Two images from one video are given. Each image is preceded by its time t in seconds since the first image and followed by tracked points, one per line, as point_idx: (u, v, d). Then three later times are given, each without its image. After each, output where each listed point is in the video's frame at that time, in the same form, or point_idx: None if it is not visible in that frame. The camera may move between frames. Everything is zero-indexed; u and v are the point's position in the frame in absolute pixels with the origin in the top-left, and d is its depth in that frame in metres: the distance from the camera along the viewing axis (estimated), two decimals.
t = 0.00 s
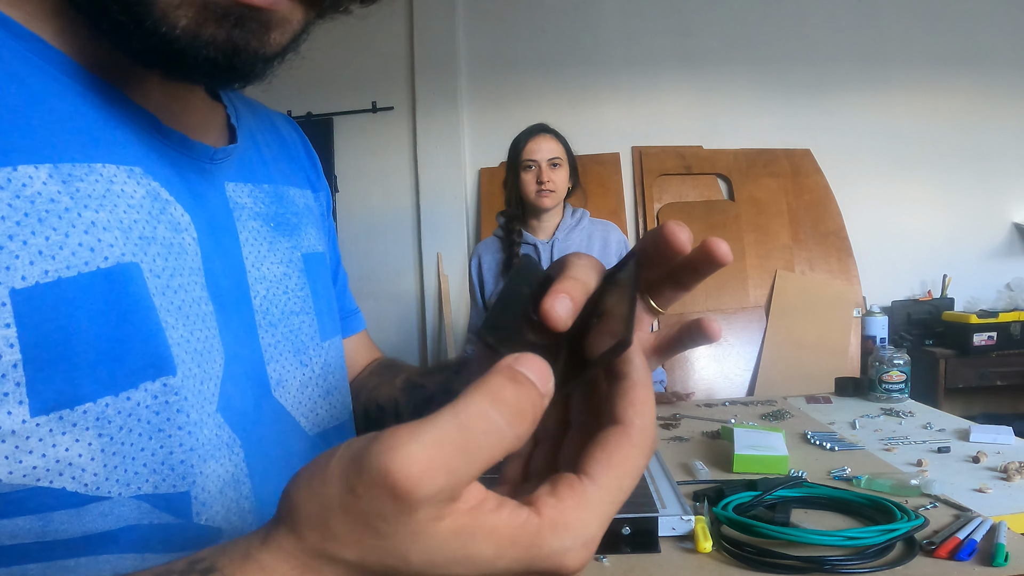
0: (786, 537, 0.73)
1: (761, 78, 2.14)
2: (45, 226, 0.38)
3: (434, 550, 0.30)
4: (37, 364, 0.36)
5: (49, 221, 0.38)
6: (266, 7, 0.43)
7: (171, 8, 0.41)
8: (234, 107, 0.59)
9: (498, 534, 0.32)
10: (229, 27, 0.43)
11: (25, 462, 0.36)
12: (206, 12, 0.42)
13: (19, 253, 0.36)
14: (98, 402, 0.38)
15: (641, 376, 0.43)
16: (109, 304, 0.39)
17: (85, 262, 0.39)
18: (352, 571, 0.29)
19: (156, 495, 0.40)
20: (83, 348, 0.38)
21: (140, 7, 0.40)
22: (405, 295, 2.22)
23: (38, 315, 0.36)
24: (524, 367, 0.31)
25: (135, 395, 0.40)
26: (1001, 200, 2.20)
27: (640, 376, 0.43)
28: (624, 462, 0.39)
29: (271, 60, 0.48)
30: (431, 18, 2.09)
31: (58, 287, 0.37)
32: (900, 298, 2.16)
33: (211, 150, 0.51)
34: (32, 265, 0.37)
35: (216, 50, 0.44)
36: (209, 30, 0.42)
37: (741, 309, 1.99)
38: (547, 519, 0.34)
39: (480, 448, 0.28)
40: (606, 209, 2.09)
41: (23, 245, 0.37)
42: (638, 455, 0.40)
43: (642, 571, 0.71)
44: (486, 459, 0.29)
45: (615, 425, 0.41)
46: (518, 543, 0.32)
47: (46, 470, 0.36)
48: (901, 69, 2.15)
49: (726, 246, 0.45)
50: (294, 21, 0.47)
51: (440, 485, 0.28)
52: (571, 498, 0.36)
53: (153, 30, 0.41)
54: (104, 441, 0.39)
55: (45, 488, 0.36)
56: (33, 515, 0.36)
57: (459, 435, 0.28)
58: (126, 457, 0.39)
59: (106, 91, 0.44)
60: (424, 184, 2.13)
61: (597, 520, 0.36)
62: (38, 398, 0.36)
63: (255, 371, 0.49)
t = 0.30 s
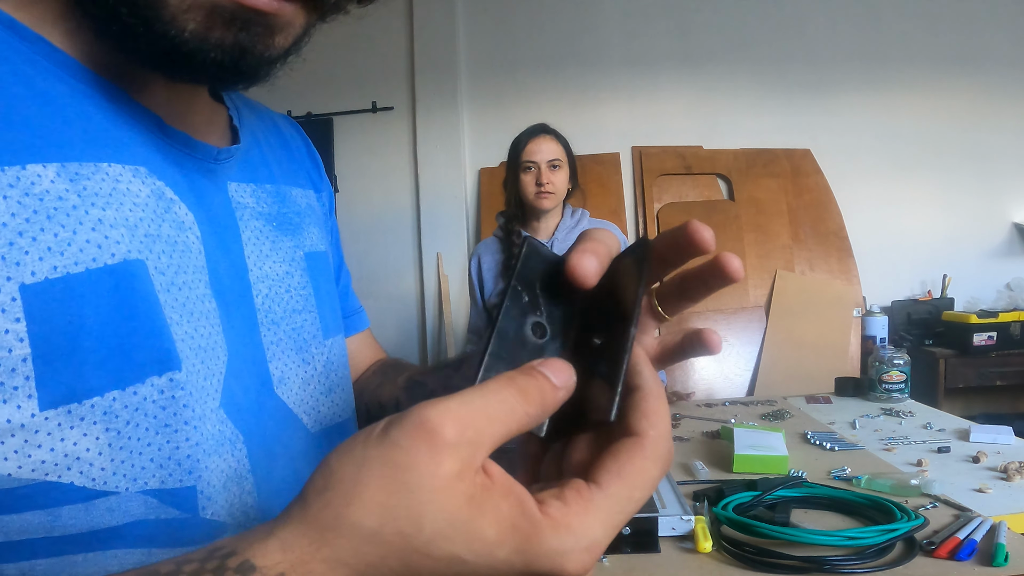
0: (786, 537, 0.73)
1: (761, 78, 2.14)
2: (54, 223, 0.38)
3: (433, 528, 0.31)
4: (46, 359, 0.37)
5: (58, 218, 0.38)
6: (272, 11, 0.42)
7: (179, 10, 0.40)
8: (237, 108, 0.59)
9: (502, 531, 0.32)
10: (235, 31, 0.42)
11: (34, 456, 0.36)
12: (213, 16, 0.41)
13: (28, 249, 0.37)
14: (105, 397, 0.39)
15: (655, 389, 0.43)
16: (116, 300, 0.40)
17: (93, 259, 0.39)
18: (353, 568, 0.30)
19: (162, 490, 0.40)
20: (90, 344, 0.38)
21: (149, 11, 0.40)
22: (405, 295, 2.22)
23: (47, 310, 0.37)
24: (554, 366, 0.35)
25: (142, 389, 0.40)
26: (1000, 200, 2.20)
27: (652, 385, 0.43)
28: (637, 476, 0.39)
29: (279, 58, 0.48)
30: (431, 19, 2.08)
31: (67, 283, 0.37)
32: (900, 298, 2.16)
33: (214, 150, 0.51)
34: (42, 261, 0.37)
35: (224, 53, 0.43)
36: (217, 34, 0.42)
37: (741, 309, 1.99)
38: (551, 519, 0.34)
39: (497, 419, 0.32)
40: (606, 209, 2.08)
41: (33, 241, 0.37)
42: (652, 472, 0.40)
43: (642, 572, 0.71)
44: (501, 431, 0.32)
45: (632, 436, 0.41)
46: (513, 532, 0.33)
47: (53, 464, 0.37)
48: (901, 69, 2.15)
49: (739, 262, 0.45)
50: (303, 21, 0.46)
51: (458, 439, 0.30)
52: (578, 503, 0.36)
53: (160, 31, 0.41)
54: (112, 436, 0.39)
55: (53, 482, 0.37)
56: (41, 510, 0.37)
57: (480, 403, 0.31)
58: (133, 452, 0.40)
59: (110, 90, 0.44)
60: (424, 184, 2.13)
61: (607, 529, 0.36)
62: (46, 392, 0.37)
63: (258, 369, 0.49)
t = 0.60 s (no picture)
0: (786, 537, 0.73)
1: (761, 78, 2.14)
2: (65, 223, 0.38)
3: (459, 537, 0.32)
4: (57, 357, 0.37)
5: (69, 217, 0.38)
6: (298, 14, 0.43)
7: (212, 16, 0.41)
8: (241, 108, 0.59)
9: (502, 527, 0.33)
10: (267, 34, 0.43)
11: (46, 454, 0.36)
12: (244, 20, 0.42)
13: (41, 248, 0.37)
14: (115, 395, 0.39)
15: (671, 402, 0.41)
16: (126, 298, 0.39)
17: (103, 258, 0.39)
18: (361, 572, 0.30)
19: (169, 487, 0.41)
20: (100, 343, 0.38)
21: (183, 19, 0.41)
22: (405, 295, 2.22)
23: (58, 308, 0.37)
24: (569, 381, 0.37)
25: (151, 386, 0.40)
26: (1000, 200, 2.20)
27: (669, 398, 0.42)
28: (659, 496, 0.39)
29: (302, 56, 0.49)
30: (430, 18, 2.08)
31: (79, 281, 0.37)
32: (900, 298, 2.16)
33: (220, 151, 0.51)
34: (54, 260, 0.37)
35: (259, 56, 0.45)
36: (249, 37, 0.43)
37: (742, 309, 1.99)
38: (581, 538, 0.36)
39: (525, 443, 0.34)
40: (606, 209, 2.08)
41: (45, 240, 0.37)
42: (675, 486, 0.39)
43: (642, 571, 0.71)
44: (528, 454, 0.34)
45: (653, 452, 0.40)
46: (548, 551, 0.35)
47: (65, 462, 0.37)
48: (901, 69, 2.15)
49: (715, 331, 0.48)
50: (323, 20, 0.48)
51: (492, 465, 0.32)
52: (607, 522, 0.37)
53: (198, 39, 0.42)
54: (122, 433, 0.39)
55: (64, 480, 0.37)
56: (52, 507, 0.37)
57: (503, 432, 0.33)
58: (142, 449, 0.40)
59: (117, 92, 0.44)
60: (424, 184, 2.13)
61: (634, 545, 0.38)
62: (58, 389, 0.37)
63: (263, 368, 0.49)
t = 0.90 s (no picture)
0: (786, 537, 0.73)
1: (761, 78, 2.14)
2: (67, 222, 0.38)
3: (478, 544, 0.32)
4: (59, 357, 0.37)
5: (70, 217, 0.38)
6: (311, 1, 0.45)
7: (230, 5, 0.42)
8: (241, 109, 0.60)
9: (509, 531, 0.33)
10: (283, 22, 0.45)
11: (46, 454, 0.36)
12: (262, 9, 0.43)
13: (43, 248, 0.37)
14: (116, 395, 0.39)
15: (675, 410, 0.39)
16: (126, 299, 0.39)
17: (104, 257, 0.39)
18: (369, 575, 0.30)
19: (169, 488, 0.40)
20: (101, 343, 0.38)
21: (201, 9, 0.41)
22: (405, 295, 2.22)
23: (59, 308, 0.37)
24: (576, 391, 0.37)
25: (152, 386, 0.40)
26: (1001, 200, 2.20)
27: (675, 410, 0.39)
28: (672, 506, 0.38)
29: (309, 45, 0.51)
30: (431, 18, 2.08)
31: (80, 281, 0.37)
32: (900, 298, 2.16)
33: (221, 151, 0.51)
34: (55, 260, 0.37)
35: (274, 42, 0.46)
36: (264, 24, 0.44)
37: (742, 309, 1.99)
38: (595, 545, 0.36)
39: (539, 452, 0.34)
40: (606, 209, 2.08)
41: (46, 239, 0.37)
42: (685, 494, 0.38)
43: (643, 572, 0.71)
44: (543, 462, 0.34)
45: (663, 462, 0.38)
46: (564, 557, 0.35)
47: (66, 463, 0.37)
48: (902, 69, 2.15)
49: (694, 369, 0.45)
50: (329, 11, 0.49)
51: (508, 475, 0.32)
52: (619, 531, 0.37)
53: (213, 30, 0.43)
54: (123, 434, 0.39)
55: (65, 481, 0.37)
56: (52, 508, 0.37)
57: (517, 442, 0.33)
58: (142, 450, 0.40)
59: (118, 91, 0.44)
60: (424, 184, 2.13)
61: (647, 552, 0.38)
62: (59, 390, 0.37)
63: (262, 369, 0.49)
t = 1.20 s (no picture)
0: (786, 537, 0.74)
1: (761, 78, 2.14)
2: (64, 224, 0.38)
3: (480, 555, 0.32)
4: (56, 358, 0.37)
5: (67, 218, 0.38)
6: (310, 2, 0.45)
7: (228, 5, 0.42)
8: (240, 110, 0.60)
9: (514, 538, 0.33)
10: (281, 23, 0.45)
11: (44, 456, 0.36)
12: (261, 10, 0.43)
13: (39, 249, 0.37)
14: (113, 398, 0.39)
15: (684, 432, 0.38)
16: (124, 300, 0.39)
17: (102, 259, 0.39)
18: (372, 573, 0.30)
19: (167, 490, 0.41)
20: (98, 345, 0.38)
21: (200, 9, 0.41)
22: (405, 295, 2.22)
23: (57, 310, 0.37)
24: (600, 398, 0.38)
25: (150, 389, 0.40)
26: (1000, 200, 2.20)
27: (682, 430, 0.38)
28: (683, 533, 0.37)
29: (309, 46, 0.51)
30: (431, 18, 2.08)
31: (78, 283, 0.38)
32: (900, 298, 2.16)
33: (220, 152, 0.51)
34: (53, 261, 0.37)
35: (273, 43, 0.46)
36: (263, 25, 0.44)
37: (741, 309, 1.99)
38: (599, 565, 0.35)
39: (550, 465, 0.34)
40: (606, 209, 2.08)
41: (44, 241, 0.37)
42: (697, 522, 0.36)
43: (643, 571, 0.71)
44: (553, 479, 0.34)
45: (670, 482, 0.37)
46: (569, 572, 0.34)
47: (63, 465, 0.37)
48: (902, 69, 2.15)
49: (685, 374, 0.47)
50: (327, 12, 0.49)
51: (516, 487, 0.33)
52: (625, 551, 0.36)
53: (212, 29, 0.43)
54: (121, 436, 0.39)
55: (62, 483, 0.37)
56: (49, 511, 0.37)
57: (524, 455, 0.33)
58: (140, 452, 0.40)
59: (118, 91, 0.44)
60: (424, 184, 2.13)
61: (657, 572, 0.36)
62: (56, 392, 0.37)
63: (260, 370, 0.49)
